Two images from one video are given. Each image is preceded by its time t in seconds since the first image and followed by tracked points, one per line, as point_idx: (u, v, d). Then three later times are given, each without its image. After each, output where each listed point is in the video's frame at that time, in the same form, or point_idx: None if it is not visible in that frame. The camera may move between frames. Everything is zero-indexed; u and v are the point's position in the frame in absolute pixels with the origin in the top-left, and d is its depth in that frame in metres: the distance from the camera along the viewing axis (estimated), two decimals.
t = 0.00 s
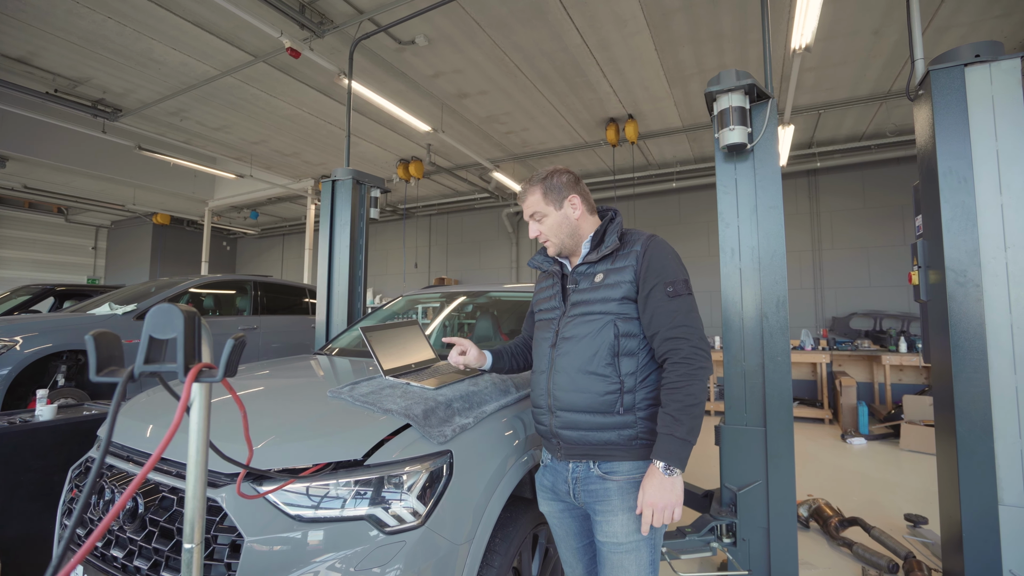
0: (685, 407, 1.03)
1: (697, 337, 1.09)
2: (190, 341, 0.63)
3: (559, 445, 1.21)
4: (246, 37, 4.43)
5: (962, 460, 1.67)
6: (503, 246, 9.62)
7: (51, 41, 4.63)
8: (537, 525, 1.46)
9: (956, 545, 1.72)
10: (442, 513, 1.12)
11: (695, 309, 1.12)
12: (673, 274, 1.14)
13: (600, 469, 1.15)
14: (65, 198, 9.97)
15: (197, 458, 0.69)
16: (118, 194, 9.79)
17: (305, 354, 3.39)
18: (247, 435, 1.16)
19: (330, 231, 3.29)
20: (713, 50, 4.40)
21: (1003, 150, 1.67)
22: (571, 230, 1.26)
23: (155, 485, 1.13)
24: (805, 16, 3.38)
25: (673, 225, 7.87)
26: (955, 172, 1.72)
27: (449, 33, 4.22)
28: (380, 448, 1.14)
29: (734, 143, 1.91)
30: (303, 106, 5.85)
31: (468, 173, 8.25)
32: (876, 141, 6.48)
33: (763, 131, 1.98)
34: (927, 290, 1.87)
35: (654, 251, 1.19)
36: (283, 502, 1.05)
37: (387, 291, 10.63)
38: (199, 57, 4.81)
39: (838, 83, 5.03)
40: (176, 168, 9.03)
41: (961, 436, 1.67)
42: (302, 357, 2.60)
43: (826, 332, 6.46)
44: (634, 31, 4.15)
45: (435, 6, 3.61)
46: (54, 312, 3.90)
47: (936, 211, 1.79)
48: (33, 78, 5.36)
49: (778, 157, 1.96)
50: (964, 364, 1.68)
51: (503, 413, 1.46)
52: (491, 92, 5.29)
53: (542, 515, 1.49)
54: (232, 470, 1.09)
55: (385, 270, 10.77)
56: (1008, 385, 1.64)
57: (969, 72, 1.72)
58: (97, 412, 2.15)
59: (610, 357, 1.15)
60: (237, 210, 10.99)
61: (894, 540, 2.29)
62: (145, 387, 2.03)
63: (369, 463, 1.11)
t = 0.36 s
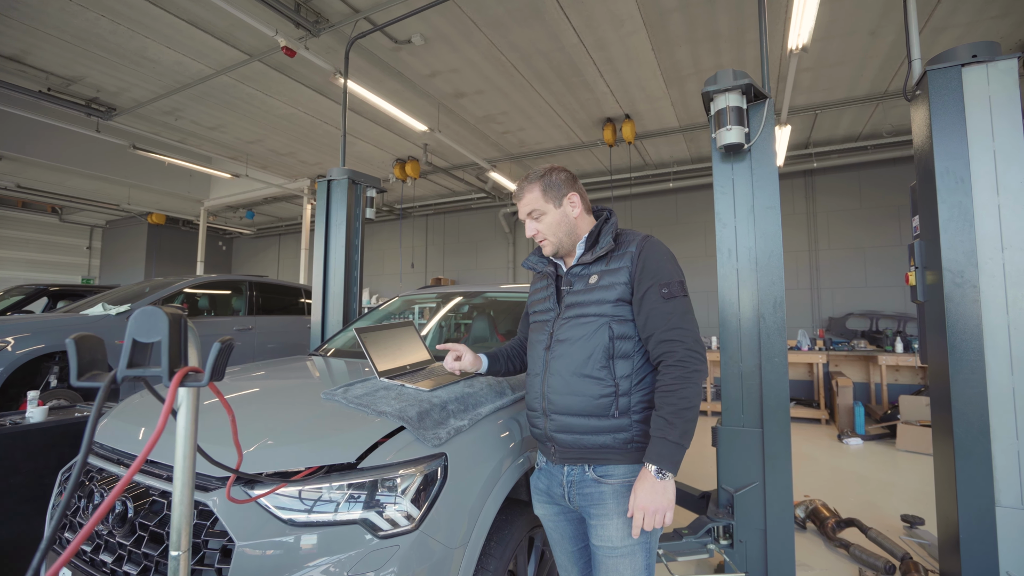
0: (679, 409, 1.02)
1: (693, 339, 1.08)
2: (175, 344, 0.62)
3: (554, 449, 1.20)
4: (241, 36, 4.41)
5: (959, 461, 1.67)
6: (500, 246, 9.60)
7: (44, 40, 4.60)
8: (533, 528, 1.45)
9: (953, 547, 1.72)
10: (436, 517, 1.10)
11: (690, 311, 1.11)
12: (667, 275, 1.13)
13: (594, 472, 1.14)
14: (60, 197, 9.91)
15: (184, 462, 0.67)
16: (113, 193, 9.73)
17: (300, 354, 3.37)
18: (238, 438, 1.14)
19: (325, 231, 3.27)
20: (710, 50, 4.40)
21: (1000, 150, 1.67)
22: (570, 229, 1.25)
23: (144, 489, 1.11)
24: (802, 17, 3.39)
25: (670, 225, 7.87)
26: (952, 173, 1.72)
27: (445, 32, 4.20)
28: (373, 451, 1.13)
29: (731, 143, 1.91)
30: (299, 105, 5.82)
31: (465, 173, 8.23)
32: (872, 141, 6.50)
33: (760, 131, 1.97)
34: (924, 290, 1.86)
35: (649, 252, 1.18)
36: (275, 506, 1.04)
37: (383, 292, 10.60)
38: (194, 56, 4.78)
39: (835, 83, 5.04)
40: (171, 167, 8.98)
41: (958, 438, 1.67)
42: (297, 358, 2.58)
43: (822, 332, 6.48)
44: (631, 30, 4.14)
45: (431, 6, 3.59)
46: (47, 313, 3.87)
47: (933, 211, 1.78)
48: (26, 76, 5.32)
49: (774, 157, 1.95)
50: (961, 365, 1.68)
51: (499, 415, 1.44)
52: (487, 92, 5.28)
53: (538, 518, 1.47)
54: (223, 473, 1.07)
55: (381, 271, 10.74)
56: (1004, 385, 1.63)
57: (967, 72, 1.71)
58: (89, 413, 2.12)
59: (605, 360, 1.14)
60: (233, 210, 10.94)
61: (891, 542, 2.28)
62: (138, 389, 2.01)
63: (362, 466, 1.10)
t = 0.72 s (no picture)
0: (681, 410, 1.01)
1: (692, 339, 1.07)
2: (162, 345, 0.60)
3: (551, 451, 1.18)
4: (238, 34, 4.39)
5: (959, 462, 1.66)
6: (498, 246, 9.59)
7: (40, 38, 4.58)
8: (530, 530, 1.44)
9: (953, 549, 1.71)
10: (431, 520, 1.09)
11: (688, 310, 1.10)
12: (666, 274, 1.12)
13: (593, 475, 1.13)
14: (57, 197, 9.87)
15: (172, 466, 0.66)
16: (110, 193, 9.70)
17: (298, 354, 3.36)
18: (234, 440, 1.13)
19: (322, 231, 3.25)
20: (708, 50, 4.40)
21: (1000, 149, 1.66)
22: (583, 217, 1.27)
23: (137, 491, 1.09)
24: (801, 16, 3.38)
25: (669, 225, 7.86)
26: (952, 172, 1.71)
27: (443, 31, 4.19)
28: (369, 453, 1.11)
29: (730, 142, 1.89)
30: (297, 104, 5.81)
31: (463, 172, 8.22)
32: (870, 141, 6.50)
33: (759, 131, 1.96)
34: (924, 290, 1.86)
35: (647, 250, 1.17)
36: (269, 509, 1.02)
37: (381, 292, 10.58)
38: (191, 55, 4.76)
39: (833, 83, 5.04)
40: (168, 167, 8.94)
41: (958, 439, 1.66)
42: (294, 358, 2.56)
43: (821, 332, 6.47)
44: (630, 29, 4.13)
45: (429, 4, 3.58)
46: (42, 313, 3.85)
47: (933, 211, 1.77)
48: (22, 75, 5.29)
49: (774, 156, 1.94)
50: (961, 366, 1.67)
51: (495, 416, 1.43)
52: (486, 92, 5.27)
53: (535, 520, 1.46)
54: (216, 474, 1.05)
55: (380, 271, 10.71)
56: (1004, 386, 1.62)
57: (967, 71, 1.71)
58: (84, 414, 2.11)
59: (603, 361, 1.12)
60: (231, 210, 10.92)
61: (891, 543, 2.28)
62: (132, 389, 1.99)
63: (357, 468, 1.08)
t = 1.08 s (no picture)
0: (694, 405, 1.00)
1: (701, 333, 1.08)
2: (148, 344, 0.59)
3: (563, 457, 1.16)
4: (237, 34, 4.38)
5: (962, 464, 1.65)
6: (498, 245, 9.58)
7: (39, 38, 4.57)
8: (528, 532, 1.43)
9: (956, 551, 1.69)
10: (428, 522, 1.08)
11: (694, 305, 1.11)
12: (671, 269, 1.12)
13: (604, 476, 1.12)
14: (57, 197, 9.87)
15: (160, 468, 0.64)
16: (110, 193, 9.70)
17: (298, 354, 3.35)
18: (229, 441, 1.12)
19: (321, 231, 3.24)
20: (709, 49, 4.38)
21: (1003, 148, 1.64)
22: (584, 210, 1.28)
23: (131, 493, 1.08)
24: (801, 14, 3.36)
25: (670, 225, 7.85)
26: (955, 171, 1.69)
27: (442, 31, 4.18)
28: (365, 454, 1.10)
29: (731, 140, 1.88)
30: (296, 104, 5.80)
31: (463, 172, 8.20)
32: (872, 140, 6.48)
33: (760, 129, 1.95)
34: (927, 290, 1.84)
35: (650, 246, 1.17)
36: (264, 510, 1.01)
37: (381, 291, 10.57)
38: (190, 55, 4.75)
39: (834, 82, 5.02)
40: (168, 167, 8.94)
41: (961, 440, 1.65)
42: (293, 359, 2.56)
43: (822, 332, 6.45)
44: (630, 28, 4.11)
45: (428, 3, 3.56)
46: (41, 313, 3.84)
47: (935, 210, 1.76)
48: (21, 75, 5.28)
49: (774, 155, 1.93)
50: (964, 366, 1.65)
51: (494, 417, 1.42)
52: (486, 91, 5.25)
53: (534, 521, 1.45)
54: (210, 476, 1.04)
55: (380, 270, 10.71)
56: (1009, 387, 1.60)
57: (969, 69, 1.69)
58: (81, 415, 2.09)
59: (614, 360, 1.12)
60: (231, 210, 10.92)
61: (893, 544, 2.26)
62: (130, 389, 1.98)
63: (353, 470, 1.07)
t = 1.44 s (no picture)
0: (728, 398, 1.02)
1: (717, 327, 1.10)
2: (132, 345, 0.58)
3: (585, 466, 1.11)
4: (239, 34, 4.40)
5: (969, 466, 1.62)
6: (501, 245, 9.58)
7: (44, 40, 4.60)
8: (527, 533, 1.41)
9: (963, 554, 1.67)
10: (425, 523, 1.06)
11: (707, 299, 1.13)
12: (683, 264, 1.14)
13: (628, 483, 1.08)
14: (64, 198, 9.95)
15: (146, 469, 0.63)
16: (115, 193, 9.75)
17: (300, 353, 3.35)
18: (224, 442, 1.12)
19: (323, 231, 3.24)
20: (712, 46, 4.35)
21: (1011, 144, 1.61)
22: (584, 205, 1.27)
23: (127, 492, 1.08)
24: (805, 11, 3.33)
25: (673, 224, 7.81)
26: (961, 168, 1.67)
27: (444, 30, 4.17)
28: (361, 454, 1.09)
29: (733, 138, 1.86)
30: (299, 104, 5.82)
31: (466, 172, 8.20)
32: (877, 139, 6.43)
33: (762, 126, 1.92)
34: (932, 289, 1.82)
35: (662, 242, 1.17)
36: (259, 511, 1.00)
37: (384, 291, 10.59)
38: (193, 56, 4.77)
39: (839, 80, 4.98)
40: (173, 168, 8.99)
41: (967, 442, 1.62)
42: (294, 358, 2.56)
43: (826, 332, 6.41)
44: (632, 26, 4.09)
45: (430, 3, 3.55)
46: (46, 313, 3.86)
47: (941, 208, 1.73)
48: (26, 76, 5.32)
49: (777, 153, 1.91)
50: (971, 365, 1.63)
51: (493, 417, 1.41)
52: (488, 90, 5.25)
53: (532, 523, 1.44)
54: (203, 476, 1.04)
55: (383, 270, 10.72)
56: (1017, 387, 1.58)
57: (976, 64, 1.66)
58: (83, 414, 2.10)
59: (635, 359, 1.09)
60: (236, 210, 10.97)
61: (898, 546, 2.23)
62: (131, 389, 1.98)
63: (348, 470, 1.06)
